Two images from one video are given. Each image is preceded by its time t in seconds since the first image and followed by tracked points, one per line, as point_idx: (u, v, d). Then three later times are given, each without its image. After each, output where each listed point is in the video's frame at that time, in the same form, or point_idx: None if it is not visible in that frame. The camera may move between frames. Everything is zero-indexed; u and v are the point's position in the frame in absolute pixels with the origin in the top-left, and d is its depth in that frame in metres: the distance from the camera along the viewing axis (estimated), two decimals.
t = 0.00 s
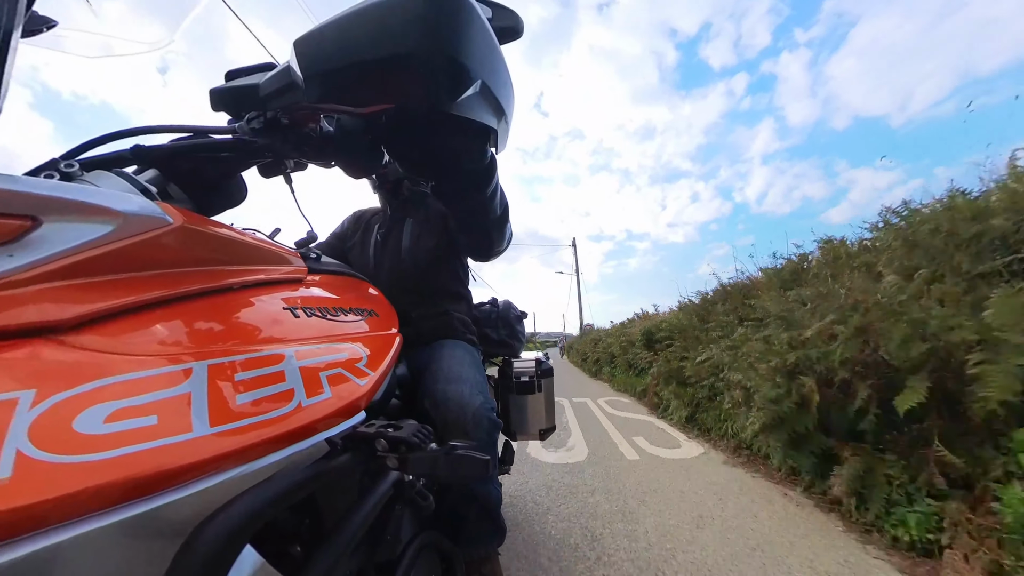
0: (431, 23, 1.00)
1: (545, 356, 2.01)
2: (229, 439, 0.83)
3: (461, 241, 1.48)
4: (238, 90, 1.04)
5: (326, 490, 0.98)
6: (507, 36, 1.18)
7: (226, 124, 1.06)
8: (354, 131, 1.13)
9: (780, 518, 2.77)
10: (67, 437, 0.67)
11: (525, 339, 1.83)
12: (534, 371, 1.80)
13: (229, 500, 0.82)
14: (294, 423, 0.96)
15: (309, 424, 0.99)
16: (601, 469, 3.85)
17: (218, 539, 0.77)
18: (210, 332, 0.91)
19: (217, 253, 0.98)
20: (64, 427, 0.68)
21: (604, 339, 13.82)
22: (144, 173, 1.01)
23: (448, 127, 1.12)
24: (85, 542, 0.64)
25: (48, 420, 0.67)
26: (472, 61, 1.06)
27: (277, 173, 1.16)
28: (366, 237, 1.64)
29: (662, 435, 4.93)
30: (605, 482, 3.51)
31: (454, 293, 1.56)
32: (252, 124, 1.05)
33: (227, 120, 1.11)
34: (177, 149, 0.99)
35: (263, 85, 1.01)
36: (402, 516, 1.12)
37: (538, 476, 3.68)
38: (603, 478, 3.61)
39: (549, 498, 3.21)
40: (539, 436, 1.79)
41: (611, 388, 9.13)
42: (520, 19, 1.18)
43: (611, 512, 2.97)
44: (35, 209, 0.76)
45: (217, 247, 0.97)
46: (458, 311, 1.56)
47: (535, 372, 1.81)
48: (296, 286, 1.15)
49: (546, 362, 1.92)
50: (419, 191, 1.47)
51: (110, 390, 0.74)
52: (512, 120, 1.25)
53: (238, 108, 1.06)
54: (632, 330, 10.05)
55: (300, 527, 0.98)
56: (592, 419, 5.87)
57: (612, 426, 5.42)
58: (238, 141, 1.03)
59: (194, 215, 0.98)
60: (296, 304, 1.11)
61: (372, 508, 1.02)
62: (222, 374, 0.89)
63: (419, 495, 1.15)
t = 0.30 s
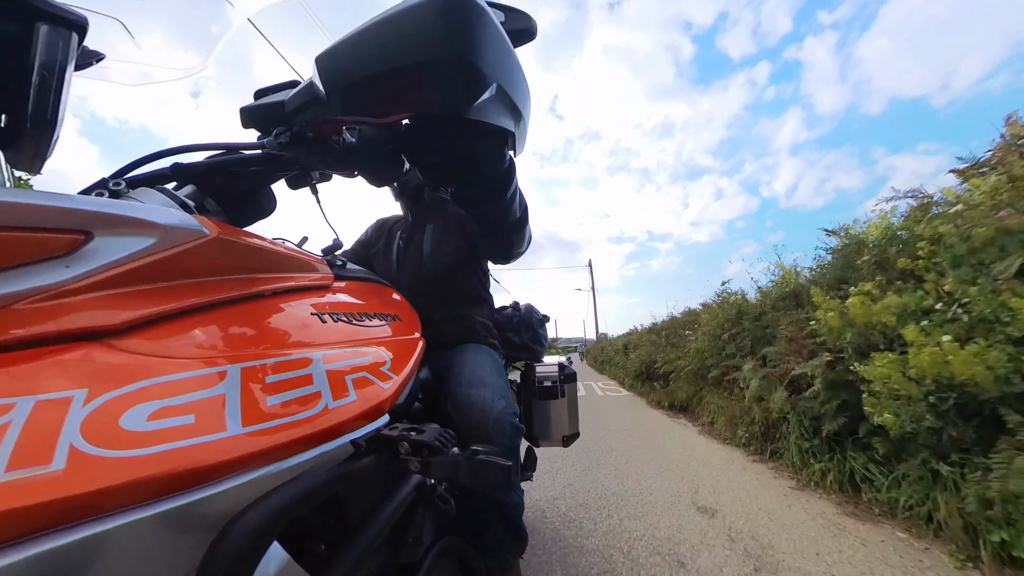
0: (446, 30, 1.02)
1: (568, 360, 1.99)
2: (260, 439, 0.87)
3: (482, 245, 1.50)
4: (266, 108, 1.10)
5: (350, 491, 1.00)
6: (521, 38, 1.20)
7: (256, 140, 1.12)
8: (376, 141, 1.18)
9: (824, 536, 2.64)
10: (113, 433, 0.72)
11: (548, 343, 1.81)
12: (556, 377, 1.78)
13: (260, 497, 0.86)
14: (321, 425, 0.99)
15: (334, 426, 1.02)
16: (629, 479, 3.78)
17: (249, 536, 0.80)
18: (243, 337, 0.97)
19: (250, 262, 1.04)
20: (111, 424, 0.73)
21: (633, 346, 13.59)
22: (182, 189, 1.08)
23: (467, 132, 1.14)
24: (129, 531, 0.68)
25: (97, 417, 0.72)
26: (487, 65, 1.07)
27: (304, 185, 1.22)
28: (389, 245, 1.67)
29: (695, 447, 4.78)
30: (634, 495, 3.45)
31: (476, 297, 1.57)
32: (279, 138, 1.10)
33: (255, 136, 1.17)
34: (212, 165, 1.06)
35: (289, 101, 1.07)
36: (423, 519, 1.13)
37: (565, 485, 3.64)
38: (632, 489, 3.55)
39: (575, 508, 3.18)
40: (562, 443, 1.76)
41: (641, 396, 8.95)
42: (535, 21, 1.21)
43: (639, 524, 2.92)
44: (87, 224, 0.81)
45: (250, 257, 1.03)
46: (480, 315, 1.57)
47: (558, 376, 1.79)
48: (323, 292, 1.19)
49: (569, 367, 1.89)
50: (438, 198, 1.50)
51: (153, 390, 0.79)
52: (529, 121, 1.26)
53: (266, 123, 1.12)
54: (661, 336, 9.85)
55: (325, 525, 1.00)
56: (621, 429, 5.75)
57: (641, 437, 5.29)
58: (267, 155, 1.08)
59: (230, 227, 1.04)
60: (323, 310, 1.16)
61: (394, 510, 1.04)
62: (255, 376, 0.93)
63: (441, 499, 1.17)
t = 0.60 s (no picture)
0: (464, 39, 1.03)
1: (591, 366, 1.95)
2: (289, 436, 0.91)
3: (503, 249, 1.51)
4: (296, 121, 1.16)
5: (373, 492, 1.02)
6: (540, 42, 1.21)
7: (287, 151, 1.18)
8: (400, 149, 1.21)
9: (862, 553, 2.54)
10: (156, 426, 0.77)
11: (571, 348, 1.79)
12: (580, 383, 1.76)
13: (286, 492, 0.89)
14: (346, 425, 1.03)
15: (359, 426, 1.05)
16: (656, 488, 3.68)
17: (276, 530, 0.83)
18: (276, 338, 1.02)
19: (283, 267, 1.09)
20: (154, 417, 0.77)
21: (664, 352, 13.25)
22: (221, 199, 1.14)
23: (488, 138, 1.15)
24: (168, 518, 0.73)
25: (143, 410, 0.77)
26: (507, 71, 1.07)
27: (332, 193, 1.27)
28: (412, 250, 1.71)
29: (728, 461, 4.58)
30: (660, 504, 3.36)
31: (499, 301, 1.58)
32: (309, 149, 1.16)
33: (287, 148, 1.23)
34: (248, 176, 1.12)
35: (317, 114, 1.12)
36: (444, 523, 1.13)
37: (588, 493, 3.58)
38: (658, 498, 3.46)
39: (598, 517, 3.14)
40: (585, 450, 1.73)
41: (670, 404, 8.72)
42: (553, 23, 1.20)
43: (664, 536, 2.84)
44: (137, 232, 0.86)
45: (283, 262, 1.09)
46: (502, 319, 1.57)
47: (582, 384, 1.77)
48: (350, 296, 1.24)
49: (593, 372, 1.86)
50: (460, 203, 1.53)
51: (192, 386, 0.84)
52: (549, 124, 1.26)
53: (296, 136, 1.18)
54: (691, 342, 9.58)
55: (348, 524, 1.02)
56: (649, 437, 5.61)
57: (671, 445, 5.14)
58: (298, 165, 1.15)
59: (264, 234, 1.10)
60: (349, 313, 1.20)
61: (415, 512, 1.05)
62: (286, 376, 0.98)
63: (461, 503, 1.17)
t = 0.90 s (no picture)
0: (484, 47, 1.04)
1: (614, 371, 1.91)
2: (312, 432, 0.95)
3: (523, 249, 1.50)
4: (323, 130, 1.20)
5: (391, 490, 1.04)
6: (559, 44, 1.21)
7: (315, 159, 1.23)
8: (422, 156, 1.23)
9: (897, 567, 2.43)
10: (191, 418, 0.81)
11: (594, 353, 1.78)
12: (602, 389, 1.69)
13: (308, 486, 0.92)
14: (367, 423, 1.05)
15: (380, 425, 1.08)
16: (685, 495, 3.58)
17: (298, 524, 0.86)
18: (304, 337, 1.06)
19: (312, 269, 1.14)
20: (189, 409, 0.81)
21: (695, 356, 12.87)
22: (254, 204, 1.19)
23: (509, 144, 1.15)
24: (198, 505, 0.77)
25: (179, 402, 0.81)
26: (526, 76, 1.08)
27: (358, 199, 1.31)
28: (434, 253, 1.73)
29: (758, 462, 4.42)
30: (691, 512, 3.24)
31: (520, 302, 1.59)
32: (336, 157, 1.20)
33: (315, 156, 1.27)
34: (279, 183, 1.17)
35: (343, 123, 1.16)
36: (461, 525, 1.14)
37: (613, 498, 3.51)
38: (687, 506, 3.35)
39: (620, 520, 3.09)
40: (607, 459, 1.67)
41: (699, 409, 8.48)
42: (572, 25, 1.20)
43: (692, 543, 2.76)
44: (177, 236, 0.89)
45: (313, 264, 1.13)
46: (523, 321, 1.57)
47: (605, 389, 1.70)
48: (374, 297, 1.27)
49: (616, 379, 1.79)
50: (481, 203, 1.54)
51: (225, 381, 0.88)
52: (570, 126, 1.25)
53: (324, 145, 1.22)
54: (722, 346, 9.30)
55: (367, 521, 1.05)
56: (677, 441, 5.45)
57: (699, 450, 4.98)
58: (326, 172, 1.19)
59: (295, 237, 1.14)
60: (374, 313, 1.24)
61: (432, 513, 1.06)
62: (311, 373, 1.02)
63: (478, 505, 1.18)
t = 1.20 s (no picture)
0: (498, 46, 1.03)
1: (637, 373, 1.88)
2: (335, 430, 0.97)
3: (542, 248, 1.49)
4: (343, 137, 1.23)
5: (411, 489, 1.06)
6: (575, 39, 1.19)
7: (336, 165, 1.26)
8: (439, 158, 1.24)
9: None
10: (221, 414, 0.85)
11: (615, 354, 1.75)
12: (624, 391, 1.67)
13: (330, 483, 0.95)
14: (388, 422, 1.07)
15: (401, 424, 1.09)
16: (713, 503, 3.49)
17: (320, 518, 0.89)
18: (327, 338, 1.09)
19: (335, 271, 1.17)
20: (220, 406, 0.85)
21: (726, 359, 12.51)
22: (279, 210, 1.23)
23: (525, 143, 1.15)
24: (226, 497, 0.80)
25: (211, 399, 0.85)
26: (542, 74, 1.06)
27: (378, 203, 1.34)
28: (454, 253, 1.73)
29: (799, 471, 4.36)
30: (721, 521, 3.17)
31: (540, 302, 1.58)
32: (356, 162, 1.23)
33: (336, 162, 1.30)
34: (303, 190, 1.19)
35: (362, 129, 1.18)
36: (479, 526, 1.15)
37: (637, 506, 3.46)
38: (717, 516, 3.26)
39: (645, 528, 3.04)
40: (629, 464, 1.63)
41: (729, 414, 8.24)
42: (588, 20, 1.18)
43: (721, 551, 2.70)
44: (208, 242, 0.93)
45: (336, 267, 1.17)
46: (544, 322, 1.57)
47: (626, 390, 1.68)
48: (394, 299, 1.30)
49: (638, 381, 1.75)
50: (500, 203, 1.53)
51: (253, 379, 0.92)
52: (587, 123, 1.23)
53: (344, 151, 1.25)
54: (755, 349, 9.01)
55: (386, 519, 1.07)
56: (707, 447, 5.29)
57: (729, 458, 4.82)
58: (347, 178, 1.22)
59: (319, 241, 1.18)
60: (395, 315, 1.26)
61: (451, 513, 1.08)
62: (334, 373, 1.05)
63: (497, 508, 1.18)
